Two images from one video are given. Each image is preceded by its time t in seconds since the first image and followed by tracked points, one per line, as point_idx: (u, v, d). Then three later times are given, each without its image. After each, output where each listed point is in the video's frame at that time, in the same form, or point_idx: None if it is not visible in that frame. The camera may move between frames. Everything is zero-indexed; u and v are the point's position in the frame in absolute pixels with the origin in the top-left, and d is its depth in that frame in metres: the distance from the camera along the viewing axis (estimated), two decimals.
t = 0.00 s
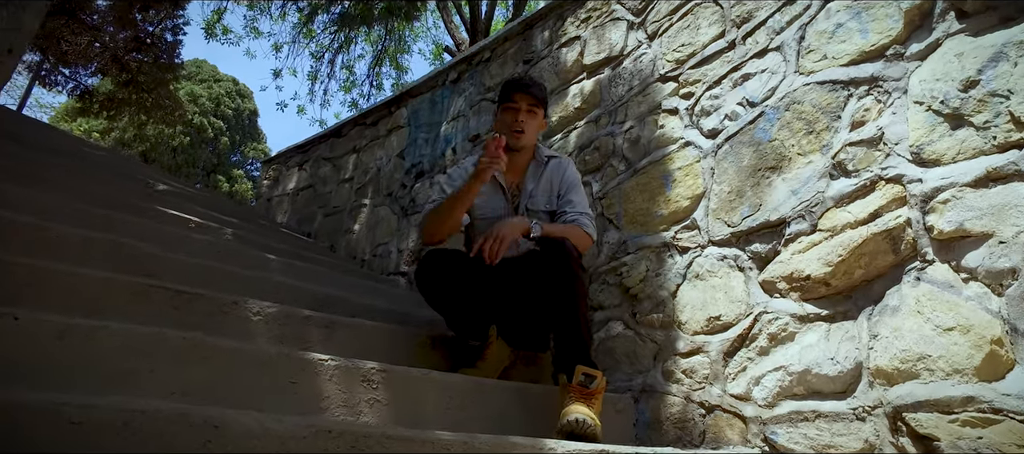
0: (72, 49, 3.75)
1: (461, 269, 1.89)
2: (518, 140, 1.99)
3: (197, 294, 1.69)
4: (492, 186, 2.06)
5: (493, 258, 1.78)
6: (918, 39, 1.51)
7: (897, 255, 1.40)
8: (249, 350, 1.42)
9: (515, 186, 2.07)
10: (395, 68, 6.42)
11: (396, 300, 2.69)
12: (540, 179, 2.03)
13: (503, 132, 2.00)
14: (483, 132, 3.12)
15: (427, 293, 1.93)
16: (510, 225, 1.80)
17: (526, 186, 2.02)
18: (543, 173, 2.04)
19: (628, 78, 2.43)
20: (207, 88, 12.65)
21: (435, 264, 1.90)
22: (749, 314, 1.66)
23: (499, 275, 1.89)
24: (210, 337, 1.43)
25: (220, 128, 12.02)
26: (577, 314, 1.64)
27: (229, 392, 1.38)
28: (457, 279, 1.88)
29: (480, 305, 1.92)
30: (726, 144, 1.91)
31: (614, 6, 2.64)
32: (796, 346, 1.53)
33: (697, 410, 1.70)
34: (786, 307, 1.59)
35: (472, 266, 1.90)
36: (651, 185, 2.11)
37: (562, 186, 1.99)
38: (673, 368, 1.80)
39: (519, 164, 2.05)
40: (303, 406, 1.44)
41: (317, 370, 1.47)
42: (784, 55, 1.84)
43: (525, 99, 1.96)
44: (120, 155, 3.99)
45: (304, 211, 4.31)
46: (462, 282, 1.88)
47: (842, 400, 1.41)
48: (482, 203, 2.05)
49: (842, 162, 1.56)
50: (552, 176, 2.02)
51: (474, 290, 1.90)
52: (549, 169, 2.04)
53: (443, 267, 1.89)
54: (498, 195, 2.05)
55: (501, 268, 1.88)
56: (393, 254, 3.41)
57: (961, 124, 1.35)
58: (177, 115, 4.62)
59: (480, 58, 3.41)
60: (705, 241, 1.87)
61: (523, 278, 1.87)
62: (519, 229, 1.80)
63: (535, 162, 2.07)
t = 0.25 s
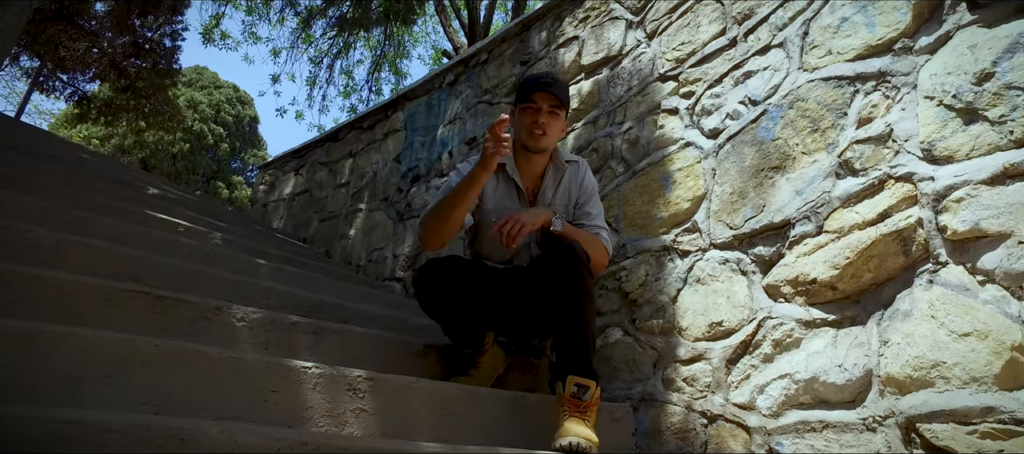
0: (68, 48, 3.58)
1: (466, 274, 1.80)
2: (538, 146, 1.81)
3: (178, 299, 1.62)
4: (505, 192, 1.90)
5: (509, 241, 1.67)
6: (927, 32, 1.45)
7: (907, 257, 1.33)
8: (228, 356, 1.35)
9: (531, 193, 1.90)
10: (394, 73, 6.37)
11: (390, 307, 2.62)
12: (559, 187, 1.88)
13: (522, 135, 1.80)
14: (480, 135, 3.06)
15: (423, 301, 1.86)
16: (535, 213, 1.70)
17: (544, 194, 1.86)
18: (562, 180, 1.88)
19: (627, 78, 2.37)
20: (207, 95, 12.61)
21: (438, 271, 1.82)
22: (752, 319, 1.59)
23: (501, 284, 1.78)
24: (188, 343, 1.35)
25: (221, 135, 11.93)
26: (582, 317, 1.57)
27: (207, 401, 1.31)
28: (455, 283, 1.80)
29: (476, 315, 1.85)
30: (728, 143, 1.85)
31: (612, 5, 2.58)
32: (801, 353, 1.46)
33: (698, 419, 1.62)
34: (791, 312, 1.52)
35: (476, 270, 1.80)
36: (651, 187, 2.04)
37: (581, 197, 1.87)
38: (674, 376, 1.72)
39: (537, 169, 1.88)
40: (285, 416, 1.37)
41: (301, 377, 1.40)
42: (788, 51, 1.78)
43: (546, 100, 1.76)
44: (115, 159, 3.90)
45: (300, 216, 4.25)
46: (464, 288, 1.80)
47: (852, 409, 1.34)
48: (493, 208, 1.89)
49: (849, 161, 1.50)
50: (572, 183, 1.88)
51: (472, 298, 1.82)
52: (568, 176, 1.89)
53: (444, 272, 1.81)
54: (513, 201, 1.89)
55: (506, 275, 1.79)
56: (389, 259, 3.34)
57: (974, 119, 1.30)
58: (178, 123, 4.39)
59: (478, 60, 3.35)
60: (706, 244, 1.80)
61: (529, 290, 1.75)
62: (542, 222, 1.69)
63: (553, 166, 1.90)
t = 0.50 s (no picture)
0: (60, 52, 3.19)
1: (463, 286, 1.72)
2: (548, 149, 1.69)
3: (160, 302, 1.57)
4: (512, 197, 1.79)
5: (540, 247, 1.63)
6: (934, 23, 1.40)
7: (915, 255, 1.28)
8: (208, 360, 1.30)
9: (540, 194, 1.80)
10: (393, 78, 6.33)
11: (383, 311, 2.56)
12: (571, 190, 1.77)
13: (532, 136, 1.67)
14: (476, 137, 3.02)
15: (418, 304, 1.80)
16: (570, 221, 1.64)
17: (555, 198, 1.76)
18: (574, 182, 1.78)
19: (625, 77, 2.32)
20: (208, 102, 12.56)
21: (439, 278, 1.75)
22: (754, 322, 1.53)
23: (500, 291, 1.71)
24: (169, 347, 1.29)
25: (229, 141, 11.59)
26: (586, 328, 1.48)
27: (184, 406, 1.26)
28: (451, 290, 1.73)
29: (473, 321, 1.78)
30: (728, 142, 1.79)
31: (610, 3, 2.54)
32: (805, 356, 1.40)
33: (699, 426, 1.56)
34: (794, 314, 1.46)
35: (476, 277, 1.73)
36: (649, 187, 1.99)
37: (595, 204, 1.76)
38: (673, 381, 1.66)
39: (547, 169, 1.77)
40: (267, 422, 1.31)
41: (284, 382, 1.35)
42: (789, 46, 1.73)
43: (557, 98, 1.62)
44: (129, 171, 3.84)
45: (296, 221, 4.20)
46: (461, 294, 1.73)
47: (859, 415, 1.29)
48: (497, 214, 1.78)
49: (853, 157, 1.45)
50: (585, 186, 1.77)
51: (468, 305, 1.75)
52: (583, 180, 1.78)
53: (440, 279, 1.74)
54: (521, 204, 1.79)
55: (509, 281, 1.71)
56: (384, 263, 3.28)
57: (986, 110, 1.25)
58: (175, 127, 4.04)
59: (474, 61, 3.31)
60: (706, 245, 1.75)
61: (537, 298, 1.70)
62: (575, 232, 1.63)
63: (565, 168, 1.78)
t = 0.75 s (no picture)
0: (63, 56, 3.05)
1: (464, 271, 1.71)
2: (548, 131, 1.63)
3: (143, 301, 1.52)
4: (515, 183, 1.76)
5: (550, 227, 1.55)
6: (939, 10, 1.36)
7: (922, 249, 1.24)
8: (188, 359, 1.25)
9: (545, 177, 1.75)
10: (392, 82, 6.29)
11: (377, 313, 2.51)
12: (576, 171, 1.71)
13: (528, 117, 1.62)
14: (473, 136, 2.97)
15: (417, 299, 1.78)
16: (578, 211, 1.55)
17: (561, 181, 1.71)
18: (579, 163, 1.72)
19: (623, 73, 2.28)
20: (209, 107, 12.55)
21: (437, 273, 1.73)
22: (755, 321, 1.48)
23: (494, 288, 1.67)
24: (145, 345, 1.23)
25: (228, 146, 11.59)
26: (583, 329, 1.43)
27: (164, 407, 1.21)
28: (452, 283, 1.72)
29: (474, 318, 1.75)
30: (727, 136, 1.74)
31: None
32: (808, 355, 1.35)
33: (698, 428, 1.51)
34: (797, 312, 1.41)
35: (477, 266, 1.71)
36: (647, 184, 1.94)
37: (600, 186, 1.71)
38: (672, 382, 1.61)
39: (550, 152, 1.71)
40: (251, 423, 1.26)
41: (268, 382, 1.30)
42: (789, 38, 1.68)
43: (549, 72, 1.58)
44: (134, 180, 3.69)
45: (293, 223, 4.15)
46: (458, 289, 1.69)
47: (865, 416, 1.24)
48: (500, 200, 1.76)
49: (856, 149, 1.40)
50: (590, 166, 1.71)
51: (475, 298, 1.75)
52: (588, 159, 1.72)
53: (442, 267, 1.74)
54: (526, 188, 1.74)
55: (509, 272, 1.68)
56: (380, 265, 3.24)
57: (994, 98, 1.21)
58: (176, 132, 3.92)
59: (471, 60, 3.27)
60: (706, 242, 1.70)
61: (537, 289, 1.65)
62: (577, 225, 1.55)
63: (568, 149, 1.72)
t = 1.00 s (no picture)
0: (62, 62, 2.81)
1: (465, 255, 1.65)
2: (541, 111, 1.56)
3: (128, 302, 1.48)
4: (511, 167, 1.68)
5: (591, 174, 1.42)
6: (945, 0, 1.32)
7: (930, 246, 1.19)
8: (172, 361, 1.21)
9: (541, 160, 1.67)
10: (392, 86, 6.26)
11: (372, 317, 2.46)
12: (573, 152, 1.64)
13: (519, 100, 1.57)
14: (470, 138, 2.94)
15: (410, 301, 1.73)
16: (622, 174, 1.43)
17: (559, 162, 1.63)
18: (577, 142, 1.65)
19: (621, 71, 2.23)
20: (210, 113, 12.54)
21: (434, 268, 1.67)
22: (756, 322, 1.44)
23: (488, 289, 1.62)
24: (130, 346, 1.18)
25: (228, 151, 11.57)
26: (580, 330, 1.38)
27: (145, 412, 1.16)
28: (449, 282, 1.65)
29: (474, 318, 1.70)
30: (727, 133, 1.70)
31: None
32: (811, 357, 1.31)
33: (699, 434, 1.46)
34: (800, 312, 1.37)
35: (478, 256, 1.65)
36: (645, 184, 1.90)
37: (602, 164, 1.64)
38: (671, 386, 1.57)
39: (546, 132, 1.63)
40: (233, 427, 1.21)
41: (252, 385, 1.25)
42: (790, 32, 1.64)
43: (533, 53, 1.52)
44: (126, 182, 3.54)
45: (289, 226, 4.11)
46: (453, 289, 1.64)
47: (871, 421, 1.20)
48: (497, 183, 1.69)
49: (860, 144, 1.36)
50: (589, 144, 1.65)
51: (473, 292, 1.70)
52: (587, 134, 1.66)
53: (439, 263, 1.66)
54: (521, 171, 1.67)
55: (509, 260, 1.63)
56: (377, 268, 3.19)
57: (1003, 89, 1.16)
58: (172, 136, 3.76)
59: (469, 61, 3.23)
60: (706, 242, 1.65)
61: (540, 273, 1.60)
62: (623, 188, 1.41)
63: (565, 126, 1.65)
